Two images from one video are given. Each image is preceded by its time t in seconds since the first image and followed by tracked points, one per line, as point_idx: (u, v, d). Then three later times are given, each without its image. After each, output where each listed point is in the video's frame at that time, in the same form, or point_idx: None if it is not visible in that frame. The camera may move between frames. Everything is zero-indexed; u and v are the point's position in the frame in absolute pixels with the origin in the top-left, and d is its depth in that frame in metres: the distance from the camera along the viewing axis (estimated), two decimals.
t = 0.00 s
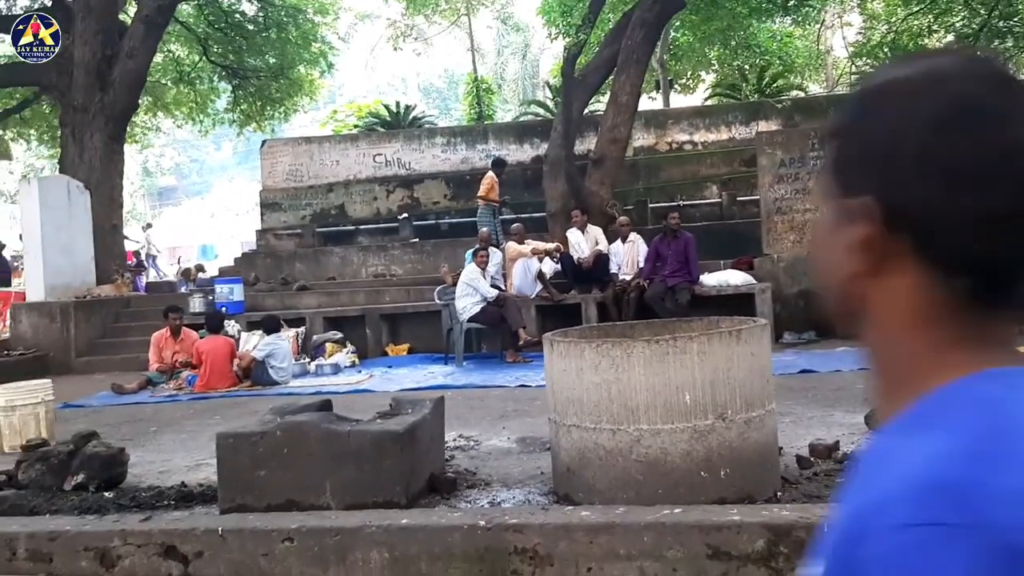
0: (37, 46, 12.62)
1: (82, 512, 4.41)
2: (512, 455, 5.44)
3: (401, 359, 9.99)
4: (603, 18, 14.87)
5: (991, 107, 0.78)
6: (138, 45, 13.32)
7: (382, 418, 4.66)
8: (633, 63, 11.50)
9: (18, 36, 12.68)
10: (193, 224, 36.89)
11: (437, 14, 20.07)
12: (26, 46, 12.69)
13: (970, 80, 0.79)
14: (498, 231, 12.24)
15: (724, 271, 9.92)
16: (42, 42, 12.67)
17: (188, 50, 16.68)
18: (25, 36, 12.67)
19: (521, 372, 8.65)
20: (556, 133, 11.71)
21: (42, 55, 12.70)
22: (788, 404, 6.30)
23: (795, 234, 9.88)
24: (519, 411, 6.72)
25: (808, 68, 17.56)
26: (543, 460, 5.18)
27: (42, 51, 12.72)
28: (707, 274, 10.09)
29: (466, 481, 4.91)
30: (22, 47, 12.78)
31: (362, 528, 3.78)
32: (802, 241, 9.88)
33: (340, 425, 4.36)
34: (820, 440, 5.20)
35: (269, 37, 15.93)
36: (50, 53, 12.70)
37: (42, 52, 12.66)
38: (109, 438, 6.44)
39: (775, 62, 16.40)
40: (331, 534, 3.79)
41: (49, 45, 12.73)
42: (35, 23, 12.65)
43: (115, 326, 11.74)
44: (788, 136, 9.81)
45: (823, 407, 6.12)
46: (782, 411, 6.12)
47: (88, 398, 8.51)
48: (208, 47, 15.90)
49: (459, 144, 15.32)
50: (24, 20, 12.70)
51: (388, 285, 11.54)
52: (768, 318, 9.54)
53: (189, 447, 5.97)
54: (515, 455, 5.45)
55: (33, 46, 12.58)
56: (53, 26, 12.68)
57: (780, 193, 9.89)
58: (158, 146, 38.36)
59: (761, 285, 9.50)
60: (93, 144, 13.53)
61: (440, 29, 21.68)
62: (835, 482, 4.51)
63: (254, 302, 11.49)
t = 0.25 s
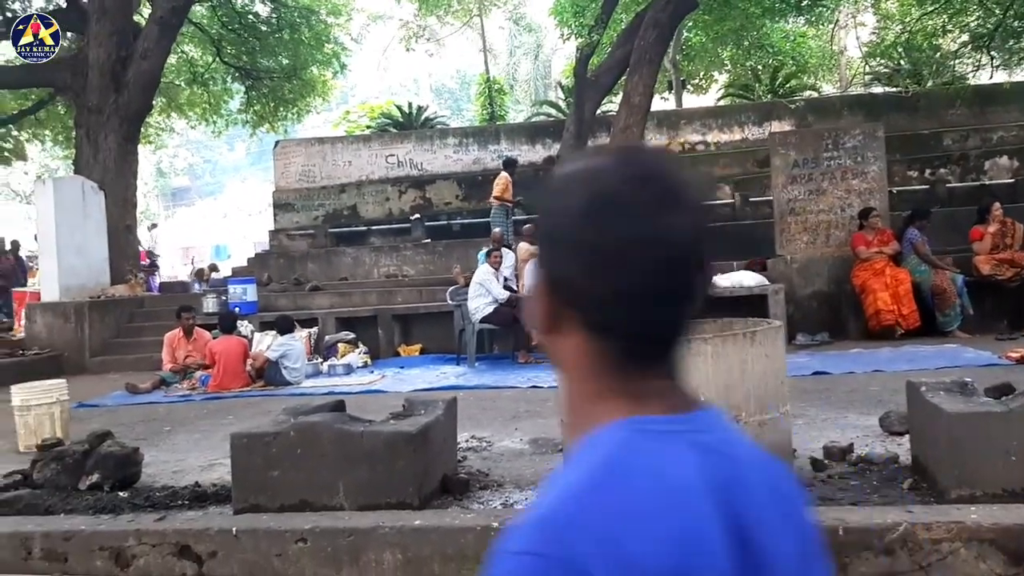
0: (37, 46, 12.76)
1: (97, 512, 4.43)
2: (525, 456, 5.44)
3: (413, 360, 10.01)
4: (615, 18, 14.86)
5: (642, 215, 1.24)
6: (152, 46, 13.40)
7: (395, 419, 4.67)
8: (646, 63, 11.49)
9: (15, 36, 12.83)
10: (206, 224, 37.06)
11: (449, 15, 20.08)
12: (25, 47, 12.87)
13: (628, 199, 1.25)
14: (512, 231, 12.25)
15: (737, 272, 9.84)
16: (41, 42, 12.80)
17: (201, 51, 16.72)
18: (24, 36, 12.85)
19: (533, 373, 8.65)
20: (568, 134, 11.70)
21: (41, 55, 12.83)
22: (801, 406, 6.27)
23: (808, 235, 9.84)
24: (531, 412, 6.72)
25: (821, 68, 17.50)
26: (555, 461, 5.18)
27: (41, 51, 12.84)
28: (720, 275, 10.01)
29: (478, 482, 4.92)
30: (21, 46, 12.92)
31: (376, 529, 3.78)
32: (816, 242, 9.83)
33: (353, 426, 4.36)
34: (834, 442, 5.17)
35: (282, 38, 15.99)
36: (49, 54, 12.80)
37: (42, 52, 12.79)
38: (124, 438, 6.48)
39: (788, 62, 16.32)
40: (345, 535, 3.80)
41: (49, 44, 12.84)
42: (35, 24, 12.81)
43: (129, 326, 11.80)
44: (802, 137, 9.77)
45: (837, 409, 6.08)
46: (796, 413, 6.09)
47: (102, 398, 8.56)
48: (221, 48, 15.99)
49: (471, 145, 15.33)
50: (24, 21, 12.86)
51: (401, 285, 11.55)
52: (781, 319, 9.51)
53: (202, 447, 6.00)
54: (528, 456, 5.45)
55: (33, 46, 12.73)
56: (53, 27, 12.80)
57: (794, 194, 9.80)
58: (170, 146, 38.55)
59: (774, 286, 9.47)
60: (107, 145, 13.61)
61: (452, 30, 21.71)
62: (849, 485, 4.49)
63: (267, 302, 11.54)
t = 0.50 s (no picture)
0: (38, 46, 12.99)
1: (108, 507, 4.45)
2: (534, 455, 5.44)
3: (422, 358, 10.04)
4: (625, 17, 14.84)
5: (371, 178, 1.22)
6: (164, 43, 13.45)
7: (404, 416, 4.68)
8: (656, 62, 11.48)
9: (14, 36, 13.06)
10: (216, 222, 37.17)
11: (459, 13, 20.07)
12: (26, 46, 13.12)
13: (355, 161, 1.22)
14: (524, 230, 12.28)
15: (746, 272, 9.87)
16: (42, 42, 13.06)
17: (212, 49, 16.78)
18: (25, 36, 13.06)
19: (542, 371, 8.65)
20: (578, 133, 11.70)
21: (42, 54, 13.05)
22: (810, 407, 6.25)
23: (818, 235, 9.80)
24: (540, 411, 6.72)
25: (831, 68, 17.45)
26: (564, 460, 5.18)
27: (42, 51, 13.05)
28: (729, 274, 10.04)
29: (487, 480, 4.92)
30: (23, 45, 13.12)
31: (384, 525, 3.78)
32: (826, 242, 9.80)
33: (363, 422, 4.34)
34: (843, 443, 5.16)
35: (292, 36, 16.03)
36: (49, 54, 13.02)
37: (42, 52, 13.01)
38: (134, 433, 6.50)
39: (799, 62, 16.14)
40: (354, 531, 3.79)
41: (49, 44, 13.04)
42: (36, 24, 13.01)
43: (139, 323, 11.86)
44: (812, 136, 9.75)
45: (847, 409, 6.06)
46: (805, 413, 6.08)
47: (113, 393, 8.60)
48: (232, 46, 16.05)
49: (481, 143, 15.35)
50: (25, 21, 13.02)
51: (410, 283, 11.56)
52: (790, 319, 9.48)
53: (212, 443, 6.02)
54: (536, 454, 5.46)
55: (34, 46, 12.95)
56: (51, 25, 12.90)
57: (804, 193, 9.79)
58: (181, 144, 38.69)
59: (784, 286, 9.46)
60: (118, 142, 13.67)
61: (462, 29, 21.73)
62: (859, 485, 4.48)
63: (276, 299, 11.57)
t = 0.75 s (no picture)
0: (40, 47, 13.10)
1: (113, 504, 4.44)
2: (537, 453, 5.45)
3: (426, 357, 10.05)
4: (631, 16, 14.84)
5: (127, 225, 1.29)
6: (169, 42, 13.49)
7: (408, 415, 4.68)
8: (661, 61, 11.49)
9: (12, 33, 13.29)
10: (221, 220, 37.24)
11: (465, 12, 20.07)
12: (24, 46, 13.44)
13: (97, 211, 1.27)
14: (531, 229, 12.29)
15: (751, 271, 9.84)
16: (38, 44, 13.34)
17: (217, 48, 16.81)
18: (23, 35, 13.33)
19: (546, 371, 8.66)
20: (583, 132, 11.69)
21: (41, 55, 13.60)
22: (815, 406, 6.24)
23: (823, 235, 9.78)
24: (544, 410, 6.72)
25: (837, 67, 17.43)
26: (568, 459, 5.18)
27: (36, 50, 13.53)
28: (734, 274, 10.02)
29: (491, 479, 4.93)
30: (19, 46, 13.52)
31: (387, 525, 3.79)
32: (830, 241, 9.77)
33: (366, 420, 4.33)
34: (847, 443, 5.15)
35: (297, 35, 16.05)
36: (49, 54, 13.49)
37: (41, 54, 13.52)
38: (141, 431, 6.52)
39: (803, 61, 16.21)
40: (357, 529, 3.81)
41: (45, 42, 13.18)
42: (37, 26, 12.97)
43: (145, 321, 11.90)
44: (818, 135, 9.73)
45: (851, 409, 6.06)
46: (809, 413, 6.07)
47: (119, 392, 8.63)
48: (238, 45, 16.09)
49: (486, 142, 15.35)
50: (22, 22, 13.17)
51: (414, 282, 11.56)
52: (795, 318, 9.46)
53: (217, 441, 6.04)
54: (540, 453, 5.46)
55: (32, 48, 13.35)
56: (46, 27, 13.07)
57: (809, 193, 9.77)
58: (186, 142, 38.74)
59: (789, 286, 9.42)
60: (124, 141, 13.71)
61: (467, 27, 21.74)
62: (863, 486, 4.47)
63: (281, 298, 11.60)
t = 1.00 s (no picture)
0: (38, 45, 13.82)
1: (143, 503, 4.48)
2: (564, 456, 5.43)
3: (453, 358, 10.07)
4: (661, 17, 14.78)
5: None
6: (203, 45, 13.68)
7: (435, 417, 4.68)
8: (691, 62, 11.43)
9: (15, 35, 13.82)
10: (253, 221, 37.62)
11: (495, 14, 20.10)
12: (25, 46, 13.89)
13: None
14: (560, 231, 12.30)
15: (782, 274, 9.72)
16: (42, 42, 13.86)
17: (250, 51, 16.99)
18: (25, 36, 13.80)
19: (574, 373, 8.62)
20: (613, 134, 11.64)
21: (41, 54, 13.92)
22: (846, 412, 6.16)
23: (856, 237, 9.66)
24: (571, 413, 6.70)
25: (870, 68, 17.23)
26: (595, 462, 5.16)
27: (42, 50, 13.90)
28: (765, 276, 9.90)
29: (518, 482, 4.92)
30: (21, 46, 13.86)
31: (414, 527, 3.79)
32: (863, 244, 9.65)
33: (393, 422, 4.33)
34: (879, 449, 5.08)
35: (329, 38, 16.19)
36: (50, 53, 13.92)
37: (42, 51, 13.86)
38: (172, 430, 6.60)
39: (836, 61, 16.32)
40: (383, 531, 3.80)
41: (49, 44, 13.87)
42: (35, 23, 13.77)
43: (177, 321, 12.05)
44: (850, 137, 9.63)
45: (883, 414, 5.98)
46: (840, 418, 5.99)
47: (150, 391, 8.73)
48: (270, 48, 16.26)
49: (515, 144, 15.37)
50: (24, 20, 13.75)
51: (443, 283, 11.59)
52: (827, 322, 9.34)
53: (246, 440, 6.09)
54: (567, 456, 5.44)
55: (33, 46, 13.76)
56: (48, 25, 13.51)
57: (841, 195, 9.67)
58: (219, 144, 39.20)
59: (820, 289, 9.34)
60: (158, 143, 13.89)
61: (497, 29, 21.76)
62: (895, 492, 4.40)
63: (311, 299, 11.69)
